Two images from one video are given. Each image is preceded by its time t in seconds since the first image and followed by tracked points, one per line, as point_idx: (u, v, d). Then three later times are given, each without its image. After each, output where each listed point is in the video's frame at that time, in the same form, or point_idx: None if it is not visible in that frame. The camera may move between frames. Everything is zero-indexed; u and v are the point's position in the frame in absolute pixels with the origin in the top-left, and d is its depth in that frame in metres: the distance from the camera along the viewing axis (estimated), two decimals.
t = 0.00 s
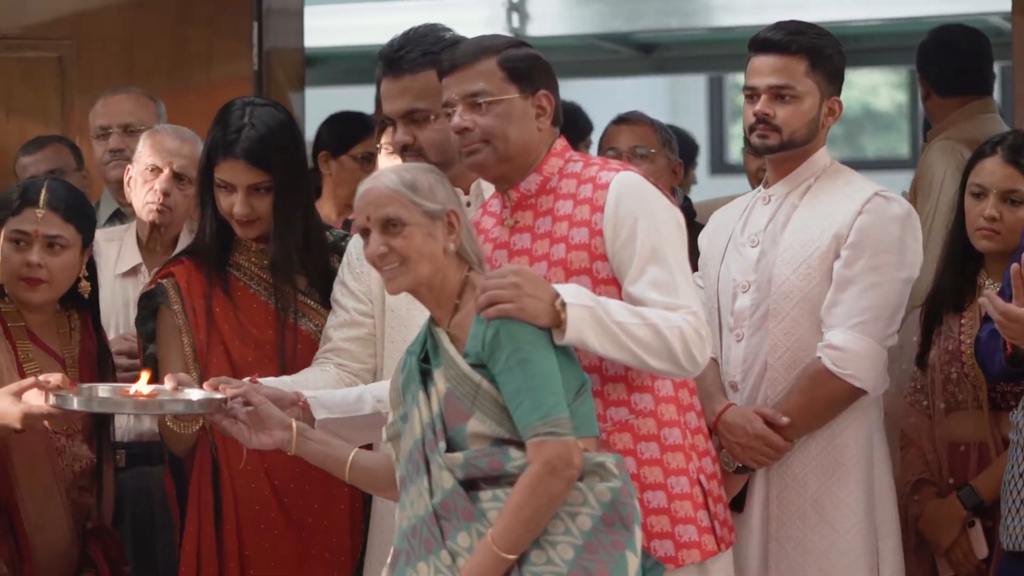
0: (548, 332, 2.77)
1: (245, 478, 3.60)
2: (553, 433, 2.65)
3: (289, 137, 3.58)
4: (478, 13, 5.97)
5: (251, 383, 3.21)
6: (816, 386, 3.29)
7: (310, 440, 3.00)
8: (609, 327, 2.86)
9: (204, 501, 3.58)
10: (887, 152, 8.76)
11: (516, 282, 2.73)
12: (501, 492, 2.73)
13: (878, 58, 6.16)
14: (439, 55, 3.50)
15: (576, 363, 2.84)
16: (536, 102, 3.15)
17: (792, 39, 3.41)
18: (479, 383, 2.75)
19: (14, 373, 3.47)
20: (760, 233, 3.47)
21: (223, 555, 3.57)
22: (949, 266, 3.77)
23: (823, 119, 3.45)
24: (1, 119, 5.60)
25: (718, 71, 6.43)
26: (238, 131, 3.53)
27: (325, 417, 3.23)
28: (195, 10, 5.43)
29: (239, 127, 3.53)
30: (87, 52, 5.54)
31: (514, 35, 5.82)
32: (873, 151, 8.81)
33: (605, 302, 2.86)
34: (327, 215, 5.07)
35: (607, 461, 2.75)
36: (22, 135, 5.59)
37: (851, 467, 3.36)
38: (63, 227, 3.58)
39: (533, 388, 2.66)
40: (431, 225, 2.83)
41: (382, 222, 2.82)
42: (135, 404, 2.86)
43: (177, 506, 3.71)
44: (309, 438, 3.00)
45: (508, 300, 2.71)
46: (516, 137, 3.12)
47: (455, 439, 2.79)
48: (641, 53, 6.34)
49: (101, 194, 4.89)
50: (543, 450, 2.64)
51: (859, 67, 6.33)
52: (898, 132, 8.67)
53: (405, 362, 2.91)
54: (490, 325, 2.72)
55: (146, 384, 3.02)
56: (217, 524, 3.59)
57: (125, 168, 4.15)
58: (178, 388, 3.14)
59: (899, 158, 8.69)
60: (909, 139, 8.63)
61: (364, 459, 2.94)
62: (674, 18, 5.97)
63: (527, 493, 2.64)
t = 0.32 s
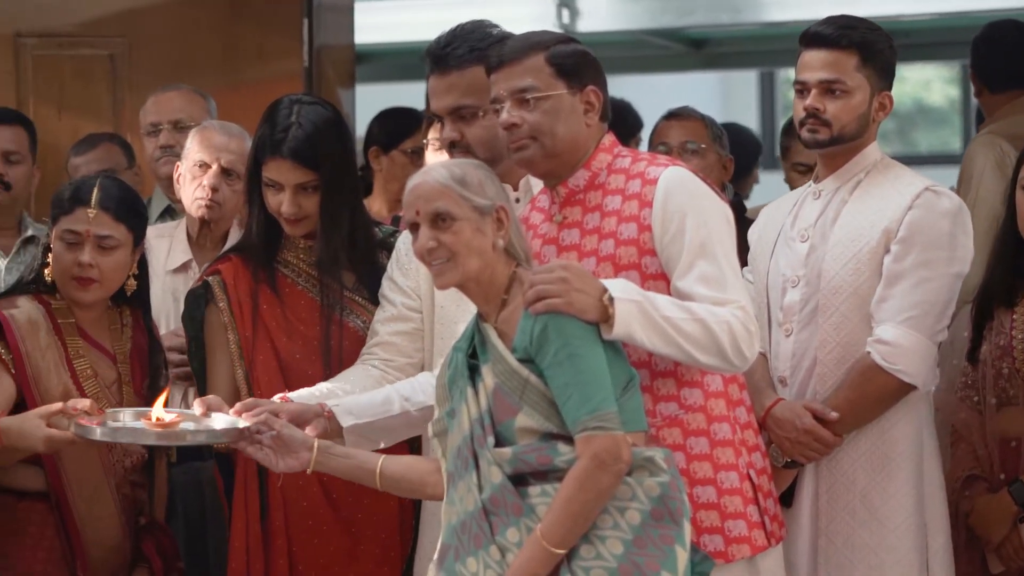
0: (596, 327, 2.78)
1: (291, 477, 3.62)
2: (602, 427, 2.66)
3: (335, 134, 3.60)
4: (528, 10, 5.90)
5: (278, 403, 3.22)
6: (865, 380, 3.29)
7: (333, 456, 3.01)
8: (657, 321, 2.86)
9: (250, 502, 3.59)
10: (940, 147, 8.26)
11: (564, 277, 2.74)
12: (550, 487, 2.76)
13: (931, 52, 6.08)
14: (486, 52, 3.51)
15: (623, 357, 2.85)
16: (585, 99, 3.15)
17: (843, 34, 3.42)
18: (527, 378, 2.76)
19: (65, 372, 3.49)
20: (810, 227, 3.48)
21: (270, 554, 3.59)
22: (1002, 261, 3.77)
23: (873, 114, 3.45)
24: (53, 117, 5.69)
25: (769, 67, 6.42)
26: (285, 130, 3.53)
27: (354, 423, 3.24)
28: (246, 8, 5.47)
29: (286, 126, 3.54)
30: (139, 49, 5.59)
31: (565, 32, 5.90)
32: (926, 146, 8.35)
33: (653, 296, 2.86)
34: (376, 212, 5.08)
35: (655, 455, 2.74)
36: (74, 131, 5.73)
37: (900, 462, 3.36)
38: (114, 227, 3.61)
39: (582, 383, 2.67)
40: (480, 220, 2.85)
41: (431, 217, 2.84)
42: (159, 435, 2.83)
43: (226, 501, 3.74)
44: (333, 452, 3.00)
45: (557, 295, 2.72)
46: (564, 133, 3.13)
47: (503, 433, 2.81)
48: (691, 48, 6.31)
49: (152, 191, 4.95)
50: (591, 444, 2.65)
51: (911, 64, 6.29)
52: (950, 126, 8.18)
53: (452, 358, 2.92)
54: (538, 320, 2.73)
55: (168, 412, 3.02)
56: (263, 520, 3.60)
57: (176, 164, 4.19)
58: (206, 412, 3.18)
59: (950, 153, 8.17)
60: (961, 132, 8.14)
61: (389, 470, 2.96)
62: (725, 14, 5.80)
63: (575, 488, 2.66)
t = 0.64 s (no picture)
0: (642, 321, 2.78)
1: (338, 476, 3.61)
2: (647, 421, 2.66)
3: (382, 129, 3.63)
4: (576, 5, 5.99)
5: (324, 426, 3.24)
6: (913, 373, 3.39)
7: (376, 476, 3.07)
8: (703, 314, 2.87)
9: (297, 501, 3.62)
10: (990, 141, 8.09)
11: (609, 271, 2.75)
12: (596, 481, 2.77)
13: (979, 44, 6.03)
14: (532, 46, 3.53)
15: (669, 350, 2.86)
16: (630, 93, 3.14)
17: (890, 26, 3.54)
18: (572, 372, 2.77)
19: (113, 369, 3.53)
20: (858, 221, 3.60)
21: (315, 550, 3.62)
22: None
23: (921, 107, 3.57)
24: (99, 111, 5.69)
25: (816, 61, 6.42)
26: (330, 128, 3.55)
27: (396, 442, 3.23)
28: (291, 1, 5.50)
29: (331, 124, 3.56)
30: (188, 48, 5.53)
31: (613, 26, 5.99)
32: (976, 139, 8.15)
33: (698, 289, 2.86)
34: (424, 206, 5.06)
35: (700, 448, 2.74)
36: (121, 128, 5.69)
37: (948, 456, 3.49)
38: (163, 225, 3.65)
39: (627, 376, 2.68)
40: (526, 214, 2.88)
41: (479, 211, 2.88)
42: (203, 471, 2.86)
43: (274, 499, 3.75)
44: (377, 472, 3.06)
45: (603, 289, 2.73)
46: (609, 127, 3.13)
47: (549, 428, 2.81)
48: (739, 42, 6.33)
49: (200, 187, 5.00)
50: (637, 437, 2.65)
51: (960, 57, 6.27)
52: (1001, 119, 8.02)
53: (496, 352, 2.94)
54: (584, 314, 2.74)
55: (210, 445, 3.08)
56: (309, 514, 3.63)
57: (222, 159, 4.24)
58: (255, 444, 3.27)
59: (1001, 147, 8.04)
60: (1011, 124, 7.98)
61: (435, 482, 2.99)
62: (773, 7, 5.94)
63: (621, 481, 2.67)
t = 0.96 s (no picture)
0: (679, 316, 2.78)
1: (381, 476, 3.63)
2: (686, 416, 2.66)
3: (423, 124, 3.65)
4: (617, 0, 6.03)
5: (381, 438, 3.28)
6: (954, 369, 3.40)
7: (435, 482, 3.12)
8: (742, 310, 2.87)
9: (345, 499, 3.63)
10: None
11: (647, 266, 2.75)
12: (635, 476, 2.77)
13: None
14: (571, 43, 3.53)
15: (707, 346, 2.86)
16: (668, 88, 3.14)
17: (933, 21, 3.56)
18: (611, 367, 2.77)
19: (156, 365, 3.57)
20: (900, 216, 3.61)
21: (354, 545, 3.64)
22: None
23: (964, 102, 3.59)
24: (143, 108, 5.88)
25: (858, 57, 6.40)
26: (372, 125, 3.57)
27: (455, 451, 3.26)
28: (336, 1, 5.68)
29: (373, 121, 3.58)
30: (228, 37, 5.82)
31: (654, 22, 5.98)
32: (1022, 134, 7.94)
33: (737, 284, 2.86)
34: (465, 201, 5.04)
35: (739, 444, 2.75)
36: (165, 123, 5.87)
37: (990, 452, 3.50)
38: (204, 222, 3.67)
39: (666, 372, 2.68)
40: (565, 210, 2.91)
41: (517, 206, 2.91)
42: (262, 489, 2.89)
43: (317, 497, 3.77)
44: (436, 477, 3.12)
45: (641, 284, 2.73)
46: (648, 123, 3.12)
47: (588, 423, 2.83)
48: (780, 37, 6.31)
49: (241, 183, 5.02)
50: (675, 433, 2.66)
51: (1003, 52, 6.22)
52: None
53: (535, 348, 2.97)
54: (622, 309, 2.75)
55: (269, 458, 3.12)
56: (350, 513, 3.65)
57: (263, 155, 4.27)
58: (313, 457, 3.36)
59: None
60: None
61: (494, 484, 3.07)
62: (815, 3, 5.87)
63: (659, 475, 2.68)
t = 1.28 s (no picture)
0: (718, 310, 2.78)
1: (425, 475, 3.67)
2: (724, 411, 2.65)
3: (464, 119, 3.66)
4: None
5: (448, 436, 3.35)
6: (993, 363, 3.38)
7: (504, 475, 3.19)
8: (781, 305, 2.87)
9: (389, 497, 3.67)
10: None
11: (684, 260, 2.75)
12: (672, 471, 2.76)
13: None
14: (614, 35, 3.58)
15: (746, 340, 2.86)
16: (706, 82, 3.12)
17: (974, 13, 3.53)
18: (648, 363, 2.76)
19: (200, 359, 3.61)
20: (940, 210, 3.62)
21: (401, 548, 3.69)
22: None
23: (1005, 94, 3.56)
24: (180, 104, 5.80)
25: (898, 49, 6.36)
26: (414, 120, 3.59)
27: (520, 449, 3.34)
28: None
29: (414, 116, 3.59)
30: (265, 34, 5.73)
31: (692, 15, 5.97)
32: None
33: (775, 278, 2.86)
34: (503, 196, 5.04)
35: (778, 439, 2.73)
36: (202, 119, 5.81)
37: None
38: (244, 214, 3.69)
39: (703, 367, 2.67)
40: (603, 206, 2.91)
41: (555, 202, 2.91)
42: (331, 486, 3.02)
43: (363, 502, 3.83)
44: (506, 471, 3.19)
45: (678, 279, 2.73)
46: (684, 116, 3.11)
47: (626, 419, 2.83)
48: (818, 31, 6.20)
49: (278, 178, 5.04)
50: (714, 428, 2.65)
51: None
52: None
53: (575, 344, 2.98)
54: (660, 303, 2.75)
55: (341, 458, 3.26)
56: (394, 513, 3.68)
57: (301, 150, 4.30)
58: (381, 451, 3.42)
59: None
60: None
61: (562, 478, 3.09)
62: None
63: (697, 471, 2.67)
